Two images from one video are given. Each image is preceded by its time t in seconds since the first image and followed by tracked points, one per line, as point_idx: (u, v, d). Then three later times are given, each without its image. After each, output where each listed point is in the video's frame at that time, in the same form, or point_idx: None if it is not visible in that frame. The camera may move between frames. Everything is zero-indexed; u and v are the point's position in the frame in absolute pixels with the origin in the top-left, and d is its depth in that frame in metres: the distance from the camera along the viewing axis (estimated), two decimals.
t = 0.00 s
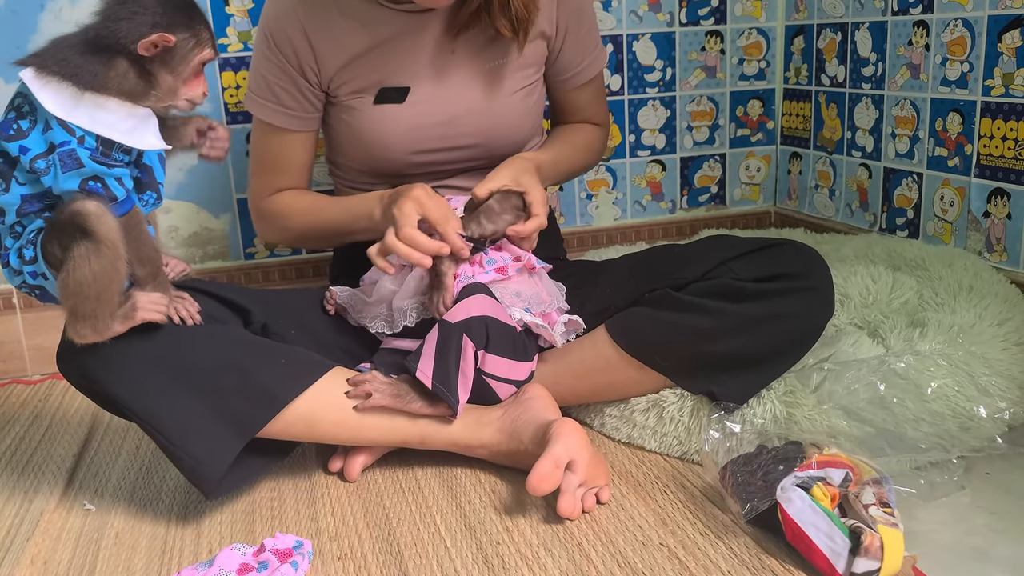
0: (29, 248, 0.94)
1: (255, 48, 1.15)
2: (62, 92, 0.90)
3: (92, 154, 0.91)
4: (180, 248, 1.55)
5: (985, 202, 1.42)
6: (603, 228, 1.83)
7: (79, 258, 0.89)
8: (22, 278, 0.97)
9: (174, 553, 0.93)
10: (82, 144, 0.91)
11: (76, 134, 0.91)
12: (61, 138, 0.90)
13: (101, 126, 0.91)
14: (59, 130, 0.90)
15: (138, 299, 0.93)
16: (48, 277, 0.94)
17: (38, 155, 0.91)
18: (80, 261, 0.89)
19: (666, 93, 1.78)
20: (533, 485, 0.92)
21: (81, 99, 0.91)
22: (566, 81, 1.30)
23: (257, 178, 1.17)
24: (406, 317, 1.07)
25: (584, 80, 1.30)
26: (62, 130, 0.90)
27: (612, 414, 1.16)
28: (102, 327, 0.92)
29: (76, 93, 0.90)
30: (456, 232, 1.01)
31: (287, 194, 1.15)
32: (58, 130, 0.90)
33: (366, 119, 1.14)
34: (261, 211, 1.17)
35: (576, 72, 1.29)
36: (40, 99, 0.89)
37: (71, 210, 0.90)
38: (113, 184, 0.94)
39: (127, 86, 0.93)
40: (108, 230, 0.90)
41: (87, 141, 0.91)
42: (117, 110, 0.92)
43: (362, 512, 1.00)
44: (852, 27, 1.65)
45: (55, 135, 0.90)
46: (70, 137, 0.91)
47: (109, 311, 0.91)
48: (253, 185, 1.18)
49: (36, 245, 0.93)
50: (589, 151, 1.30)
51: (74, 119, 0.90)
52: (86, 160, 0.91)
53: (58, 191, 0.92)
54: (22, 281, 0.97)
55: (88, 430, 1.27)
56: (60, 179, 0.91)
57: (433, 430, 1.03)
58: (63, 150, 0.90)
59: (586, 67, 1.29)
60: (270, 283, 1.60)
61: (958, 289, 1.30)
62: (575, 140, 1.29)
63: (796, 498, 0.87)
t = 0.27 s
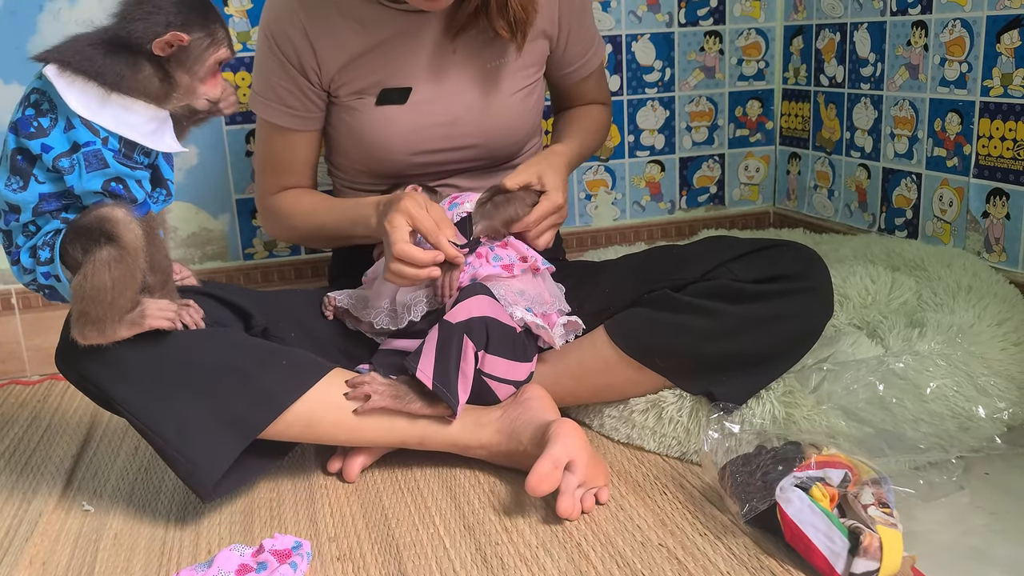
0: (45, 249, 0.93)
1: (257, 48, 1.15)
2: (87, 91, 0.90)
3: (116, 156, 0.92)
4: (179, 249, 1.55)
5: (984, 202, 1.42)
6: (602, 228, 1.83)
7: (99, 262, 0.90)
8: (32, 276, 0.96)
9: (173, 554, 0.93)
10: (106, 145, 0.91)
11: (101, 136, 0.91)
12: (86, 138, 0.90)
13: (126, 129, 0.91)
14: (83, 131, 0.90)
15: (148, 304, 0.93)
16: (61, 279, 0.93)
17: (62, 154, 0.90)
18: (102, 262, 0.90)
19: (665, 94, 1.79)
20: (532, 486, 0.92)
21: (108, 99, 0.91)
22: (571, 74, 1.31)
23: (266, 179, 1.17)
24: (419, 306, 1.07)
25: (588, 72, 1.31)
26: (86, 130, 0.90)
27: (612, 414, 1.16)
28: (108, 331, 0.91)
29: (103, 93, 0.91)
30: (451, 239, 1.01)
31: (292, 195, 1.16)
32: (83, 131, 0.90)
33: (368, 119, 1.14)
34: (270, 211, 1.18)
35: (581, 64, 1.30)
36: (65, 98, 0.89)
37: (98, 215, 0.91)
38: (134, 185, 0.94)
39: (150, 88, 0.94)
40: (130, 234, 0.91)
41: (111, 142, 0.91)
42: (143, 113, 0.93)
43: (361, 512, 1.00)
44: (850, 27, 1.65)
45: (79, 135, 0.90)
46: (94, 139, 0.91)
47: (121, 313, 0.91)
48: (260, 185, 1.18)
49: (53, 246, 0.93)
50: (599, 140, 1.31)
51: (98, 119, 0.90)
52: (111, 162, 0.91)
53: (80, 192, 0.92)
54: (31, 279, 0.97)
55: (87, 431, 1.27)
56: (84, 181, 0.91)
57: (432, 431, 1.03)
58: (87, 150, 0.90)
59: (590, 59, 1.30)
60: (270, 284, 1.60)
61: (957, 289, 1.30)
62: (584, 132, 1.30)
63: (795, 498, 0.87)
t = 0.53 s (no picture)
0: (42, 260, 0.92)
1: (258, 45, 1.14)
2: (86, 103, 0.90)
3: (116, 168, 0.92)
4: (178, 250, 1.54)
5: (983, 203, 1.42)
6: (602, 229, 1.83)
7: (97, 271, 0.89)
8: (28, 285, 0.96)
9: (173, 555, 0.93)
10: (107, 157, 0.91)
11: (101, 148, 0.91)
12: (86, 151, 0.90)
13: (127, 140, 0.92)
14: (84, 144, 0.90)
15: (148, 314, 0.93)
16: (59, 289, 0.93)
17: (61, 167, 0.90)
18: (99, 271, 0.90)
19: (664, 94, 1.79)
20: (532, 486, 0.92)
21: (109, 110, 0.91)
22: (578, 73, 1.32)
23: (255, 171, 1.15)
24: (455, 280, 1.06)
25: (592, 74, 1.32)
26: (87, 143, 0.90)
27: (611, 415, 1.16)
28: (107, 339, 0.91)
29: (103, 105, 0.91)
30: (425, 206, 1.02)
31: (280, 187, 1.13)
32: (83, 144, 0.90)
33: (369, 116, 1.14)
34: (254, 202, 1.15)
35: (588, 63, 1.31)
36: (66, 110, 0.88)
37: (95, 225, 0.91)
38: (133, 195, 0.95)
39: (149, 99, 0.94)
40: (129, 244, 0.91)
41: (111, 154, 0.92)
42: (143, 123, 0.94)
43: (361, 513, 1.00)
44: (850, 28, 1.65)
45: (79, 149, 0.90)
46: (95, 151, 0.91)
47: (119, 322, 0.91)
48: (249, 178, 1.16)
49: (50, 256, 0.92)
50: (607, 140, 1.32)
51: (99, 132, 0.90)
52: (111, 175, 0.92)
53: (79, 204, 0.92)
54: (28, 288, 0.96)
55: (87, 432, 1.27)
56: (83, 195, 0.91)
57: (432, 432, 1.03)
58: (88, 164, 0.90)
59: (596, 58, 1.31)
60: (269, 284, 1.60)
61: (956, 290, 1.30)
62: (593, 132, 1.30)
63: (795, 499, 0.87)
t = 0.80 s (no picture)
0: (35, 267, 0.92)
1: (255, 38, 1.14)
2: (69, 112, 0.89)
3: (103, 175, 0.92)
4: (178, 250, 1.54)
5: (983, 202, 1.42)
6: (601, 228, 1.83)
7: (93, 278, 0.89)
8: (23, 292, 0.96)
9: (173, 555, 0.93)
10: (93, 164, 0.91)
11: (86, 155, 0.91)
12: (71, 160, 0.90)
13: (112, 146, 0.92)
14: (69, 152, 0.90)
15: (147, 323, 0.92)
16: (54, 295, 0.93)
17: (48, 176, 0.90)
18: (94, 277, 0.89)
19: (664, 94, 1.79)
20: (531, 487, 0.92)
21: (92, 117, 0.91)
22: (572, 79, 1.31)
23: (238, 161, 1.16)
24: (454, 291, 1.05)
25: (591, 77, 1.32)
26: (72, 152, 0.90)
27: (611, 415, 1.16)
28: (106, 346, 0.90)
29: (85, 112, 0.91)
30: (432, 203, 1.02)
31: (261, 180, 1.14)
32: (68, 152, 0.90)
33: (368, 117, 1.14)
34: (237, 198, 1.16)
35: (583, 68, 1.30)
36: (49, 120, 0.88)
37: (89, 231, 0.91)
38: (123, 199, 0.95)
39: (133, 102, 0.94)
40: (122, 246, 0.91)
41: (97, 161, 0.92)
42: (127, 128, 0.94)
43: (360, 513, 1.00)
44: (849, 27, 1.65)
45: (65, 157, 0.90)
46: (81, 159, 0.91)
47: (116, 329, 0.90)
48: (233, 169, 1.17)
49: (42, 263, 0.92)
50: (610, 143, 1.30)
51: (83, 140, 0.90)
52: (99, 183, 0.91)
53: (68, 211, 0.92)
54: (23, 295, 0.96)
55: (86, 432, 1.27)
56: (71, 204, 0.91)
57: (432, 432, 1.03)
58: (75, 172, 0.90)
59: (592, 64, 1.31)
60: (268, 284, 1.60)
61: (956, 290, 1.30)
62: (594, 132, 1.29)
63: (795, 499, 0.87)
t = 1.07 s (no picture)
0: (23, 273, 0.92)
1: (253, 40, 1.14)
2: (52, 109, 0.89)
3: (86, 173, 0.91)
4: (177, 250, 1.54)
5: (983, 202, 1.42)
6: (601, 228, 1.83)
7: (80, 283, 0.88)
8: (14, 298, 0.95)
9: (172, 556, 0.93)
10: (76, 162, 0.91)
11: (69, 153, 0.91)
12: (54, 159, 0.90)
13: (96, 144, 0.92)
14: (52, 151, 0.90)
15: (142, 324, 0.92)
16: (43, 302, 0.92)
17: (31, 176, 0.90)
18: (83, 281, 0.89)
19: (664, 94, 1.78)
20: (531, 487, 0.92)
21: (74, 114, 0.90)
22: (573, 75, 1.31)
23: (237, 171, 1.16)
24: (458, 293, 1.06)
25: (591, 73, 1.32)
26: (54, 151, 0.90)
27: (611, 414, 1.16)
28: (101, 350, 0.90)
29: (67, 109, 0.90)
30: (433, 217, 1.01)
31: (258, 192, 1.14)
32: (51, 151, 0.90)
33: (368, 120, 1.14)
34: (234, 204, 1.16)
35: (584, 65, 1.30)
36: (30, 117, 0.88)
37: (75, 236, 0.90)
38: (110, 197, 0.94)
39: (115, 100, 0.94)
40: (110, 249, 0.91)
41: (80, 159, 0.91)
42: (110, 126, 0.93)
43: (360, 513, 0.99)
44: (849, 27, 1.65)
45: (48, 156, 0.90)
46: (64, 157, 0.90)
47: (110, 334, 0.90)
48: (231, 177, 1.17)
49: (30, 270, 0.92)
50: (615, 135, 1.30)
51: (66, 139, 0.90)
52: (83, 180, 0.91)
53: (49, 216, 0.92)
54: (12, 301, 0.96)
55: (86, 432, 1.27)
56: (56, 205, 0.91)
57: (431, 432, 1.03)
58: (58, 170, 0.90)
59: (593, 61, 1.31)
60: (268, 284, 1.60)
61: (956, 289, 1.30)
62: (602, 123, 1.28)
63: (795, 499, 0.87)
